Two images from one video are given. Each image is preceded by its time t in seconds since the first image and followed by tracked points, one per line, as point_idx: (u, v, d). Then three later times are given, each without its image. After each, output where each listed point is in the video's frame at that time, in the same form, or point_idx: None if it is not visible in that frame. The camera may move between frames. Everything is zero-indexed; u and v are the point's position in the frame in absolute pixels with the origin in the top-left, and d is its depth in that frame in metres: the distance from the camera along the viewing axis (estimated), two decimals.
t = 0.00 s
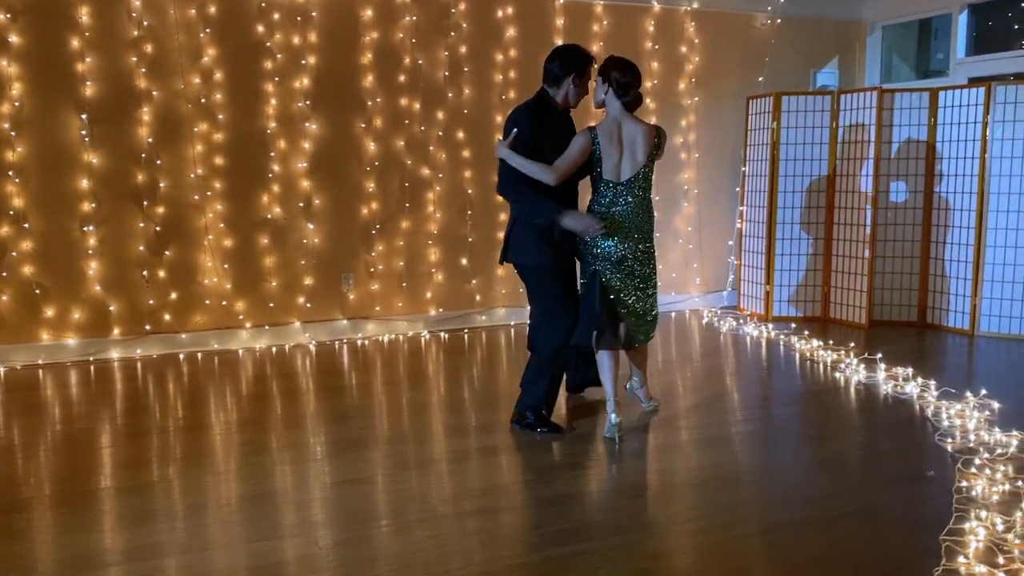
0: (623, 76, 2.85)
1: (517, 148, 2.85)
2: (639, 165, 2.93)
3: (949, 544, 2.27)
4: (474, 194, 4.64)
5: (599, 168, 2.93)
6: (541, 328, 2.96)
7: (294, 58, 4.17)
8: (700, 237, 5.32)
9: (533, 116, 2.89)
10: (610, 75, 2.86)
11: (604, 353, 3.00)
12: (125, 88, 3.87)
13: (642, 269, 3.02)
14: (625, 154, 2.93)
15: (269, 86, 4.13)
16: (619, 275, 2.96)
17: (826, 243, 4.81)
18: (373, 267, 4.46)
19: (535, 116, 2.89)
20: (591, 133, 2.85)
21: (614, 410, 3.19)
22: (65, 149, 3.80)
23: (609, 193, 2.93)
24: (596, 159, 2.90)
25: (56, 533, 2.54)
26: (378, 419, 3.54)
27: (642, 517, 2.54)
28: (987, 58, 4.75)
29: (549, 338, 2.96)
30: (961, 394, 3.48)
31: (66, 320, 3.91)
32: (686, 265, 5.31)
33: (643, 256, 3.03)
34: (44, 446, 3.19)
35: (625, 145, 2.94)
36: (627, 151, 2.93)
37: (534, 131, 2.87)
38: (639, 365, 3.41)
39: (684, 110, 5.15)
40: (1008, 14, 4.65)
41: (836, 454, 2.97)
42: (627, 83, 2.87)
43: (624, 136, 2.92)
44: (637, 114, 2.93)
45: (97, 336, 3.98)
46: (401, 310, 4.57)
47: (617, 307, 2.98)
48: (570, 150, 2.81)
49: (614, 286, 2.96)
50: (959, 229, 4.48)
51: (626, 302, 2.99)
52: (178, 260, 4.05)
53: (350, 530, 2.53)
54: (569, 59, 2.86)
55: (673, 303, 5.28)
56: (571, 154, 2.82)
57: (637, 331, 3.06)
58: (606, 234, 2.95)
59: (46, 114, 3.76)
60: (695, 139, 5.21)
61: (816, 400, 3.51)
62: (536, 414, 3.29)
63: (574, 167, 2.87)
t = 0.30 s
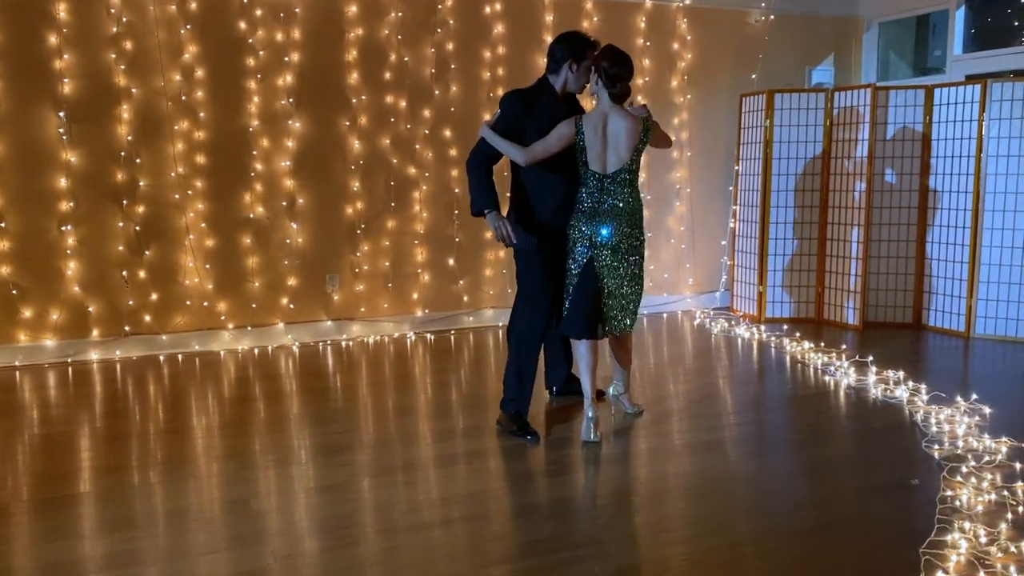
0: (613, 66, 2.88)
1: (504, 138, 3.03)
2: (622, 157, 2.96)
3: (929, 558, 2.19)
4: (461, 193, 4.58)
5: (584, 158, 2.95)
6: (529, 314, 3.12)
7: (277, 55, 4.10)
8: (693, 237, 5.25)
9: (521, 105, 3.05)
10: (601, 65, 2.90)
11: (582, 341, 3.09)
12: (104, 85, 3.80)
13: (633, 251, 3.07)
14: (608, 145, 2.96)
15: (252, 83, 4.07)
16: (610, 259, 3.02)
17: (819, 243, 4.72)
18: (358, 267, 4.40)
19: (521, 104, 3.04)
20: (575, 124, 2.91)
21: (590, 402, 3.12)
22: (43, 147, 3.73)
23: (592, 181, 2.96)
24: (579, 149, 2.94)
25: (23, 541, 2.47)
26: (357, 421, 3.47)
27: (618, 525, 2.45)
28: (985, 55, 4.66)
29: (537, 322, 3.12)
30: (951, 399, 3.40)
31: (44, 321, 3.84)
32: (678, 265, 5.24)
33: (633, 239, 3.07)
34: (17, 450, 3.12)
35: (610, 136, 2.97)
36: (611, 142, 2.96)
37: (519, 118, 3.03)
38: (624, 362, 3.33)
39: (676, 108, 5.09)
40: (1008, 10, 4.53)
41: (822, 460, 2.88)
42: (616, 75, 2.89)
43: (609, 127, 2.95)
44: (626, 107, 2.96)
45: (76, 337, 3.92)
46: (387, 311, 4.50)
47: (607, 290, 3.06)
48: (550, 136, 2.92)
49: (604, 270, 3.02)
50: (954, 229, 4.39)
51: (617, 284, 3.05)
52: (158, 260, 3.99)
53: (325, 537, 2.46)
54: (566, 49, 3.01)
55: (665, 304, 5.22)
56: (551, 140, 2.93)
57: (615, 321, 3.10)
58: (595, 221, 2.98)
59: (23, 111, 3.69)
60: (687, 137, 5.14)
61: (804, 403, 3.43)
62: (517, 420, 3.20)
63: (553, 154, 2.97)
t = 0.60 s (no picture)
0: (606, 61, 2.85)
1: (504, 126, 2.97)
2: (613, 153, 2.91)
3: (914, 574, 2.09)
4: (453, 193, 4.52)
5: (574, 152, 2.92)
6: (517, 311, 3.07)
7: (264, 53, 4.04)
8: (690, 238, 5.18)
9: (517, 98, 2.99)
10: (595, 60, 2.87)
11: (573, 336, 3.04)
12: (87, 84, 3.74)
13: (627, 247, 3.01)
14: (598, 141, 2.90)
15: (238, 82, 4.01)
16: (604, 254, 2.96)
17: (818, 245, 4.63)
18: (348, 268, 4.34)
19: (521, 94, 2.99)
20: (566, 117, 2.86)
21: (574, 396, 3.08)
22: (26, 147, 3.68)
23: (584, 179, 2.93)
24: (570, 142, 2.90)
25: None
26: (341, 425, 3.40)
27: (597, 536, 2.36)
28: (989, 52, 4.56)
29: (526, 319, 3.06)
30: (947, 405, 3.31)
31: (27, 323, 3.79)
32: (675, 266, 5.16)
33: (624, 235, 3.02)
34: None
35: (602, 132, 2.91)
36: (602, 137, 2.91)
37: (516, 109, 2.96)
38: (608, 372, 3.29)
39: (673, 107, 5.01)
40: (1013, 8, 4.41)
41: (813, 467, 2.79)
42: (610, 71, 2.86)
43: (600, 122, 2.89)
44: (620, 103, 2.90)
45: (60, 339, 3.86)
46: (377, 313, 4.44)
47: (602, 285, 3.00)
48: (542, 128, 2.84)
49: (597, 264, 2.98)
50: (955, 231, 4.29)
51: (612, 279, 2.99)
52: (144, 261, 3.94)
53: (300, 547, 2.39)
54: (563, 44, 2.94)
55: (662, 305, 5.14)
56: (544, 132, 2.85)
57: (610, 316, 3.03)
58: (586, 216, 2.95)
59: (5, 110, 3.63)
60: (685, 137, 5.06)
61: (798, 408, 3.34)
62: (504, 425, 3.13)
63: (548, 145, 2.90)
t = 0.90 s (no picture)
0: (603, 60, 2.78)
1: (501, 125, 2.93)
2: (609, 152, 2.84)
3: None
4: (449, 193, 4.45)
5: (570, 151, 2.86)
6: (508, 314, 3.01)
7: (257, 52, 4.00)
8: (693, 239, 5.10)
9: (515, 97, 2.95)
10: (592, 58, 2.80)
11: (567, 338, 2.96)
12: (78, 83, 3.71)
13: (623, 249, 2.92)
14: (595, 140, 2.83)
15: (231, 81, 3.96)
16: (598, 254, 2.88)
17: (822, 246, 4.54)
18: (343, 270, 4.28)
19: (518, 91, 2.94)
20: (562, 115, 2.79)
21: (564, 394, 3.02)
22: (15, 148, 3.64)
23: (582, 176, 2.87)
24: (567, 140, 2.83)
25: None
26: (331, 429, 3.34)
27: (582, 547, 2.29)
28: (998, 50, 4.45)
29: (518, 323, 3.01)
30: (949, 413, 3.21)
31: (17, 325, 3.76)
32: (676, 268, 5.09)
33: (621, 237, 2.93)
34: None
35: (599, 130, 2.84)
36: (599, 136, 2.83)
37: (513, 107, 2.91)
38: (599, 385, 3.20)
39: (675, 106, 4.94)
40: None
41: (810, 476, 2.71)
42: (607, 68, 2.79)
43: (597, 121, 2.82)
44: (617, 101, 2.83)
45: (50, 341, 3.82)
46: (372, 315, 4.39)
47: (595, 287, 2.91)
48: (538, 126, 2.79)
49: (591, 265, 2.90)
50: (961, 233, 4.20)
51: (605, 281, 2.90)
52: (135, 262, 3.90)
53: (279, 555, 2.33)
54: (561, 42, 2.87)
55: (663, 307, 5.07)
56: (542, 129, 2.79)
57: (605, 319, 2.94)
58: (580, 216, 2.88)
59: None
60: (687, 136, 4.99)
61: (798, 415, 3.26)
62: (501, 428, 3.07)
63: (546, 143, 2.84)
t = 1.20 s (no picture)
0: (603, 55, 2.69)
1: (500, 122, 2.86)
2: (611, 149, 2.75)
3: None
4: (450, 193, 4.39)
5: (572, 148, 2.78)
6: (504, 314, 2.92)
7: (254, 50, 3.95)
8: (699, 239, 5.01)
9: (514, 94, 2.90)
10: (591, 53, 2.71)
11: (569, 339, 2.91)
12: (73, 81, 3.67)
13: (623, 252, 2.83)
14: (597, 136, 2.75)
15: (228, 79, 3.91)
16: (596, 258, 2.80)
17: (831, 247, 4.43)
18: (341, 270, 4.23)
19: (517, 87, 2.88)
20: (563, 111, 2.71)
21: (560, 393, 2.99)
22: (10, 146, 3.61)
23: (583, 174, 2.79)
24: (568, 138, 2.75)
25: None
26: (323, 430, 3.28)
27: (570, 556, 2.21)
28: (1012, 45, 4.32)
29: (514, 322, 2.93)
30: (956, 420, 3.10)
31: (12, 325, 3.72)
32: (683, 269, 5.00)
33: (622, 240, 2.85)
34: None
35: (600, 127, 2.76)
36: (601, 133, 2.75)
37: (512, 102, 2.85)
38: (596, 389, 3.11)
39: (681, 104, 4.85)
40: None
41: (810, 485, 2.61)
42: (607, 64, 2.70)
43: (598, 117, 2.74)
44: (618, 96, 2.74)
45: (44, 342, 3.78)
46: (371, 316, 4.33)
47: (593, 290, 2.83)
48: (539, 122, 2.72)
49: (590, 268, 2.82)
50: (974, 233, 4.08)
51: (604, 285, 2.82)
52: (130, 262, 3.86)
53: (259, 562, 2.26)
54: (561, 38, 2.78)
55: (669, 309, 4.98)
56: (542, 123, 2.72)
57: (604, 321, 2.86)
58: (579, 216, 2.81)
59: None
60: (693, 135, 4.90)
61: (803, 420, 3.16)
62: (496, 432, 2.99)
63: (546, 139, 2.77)
